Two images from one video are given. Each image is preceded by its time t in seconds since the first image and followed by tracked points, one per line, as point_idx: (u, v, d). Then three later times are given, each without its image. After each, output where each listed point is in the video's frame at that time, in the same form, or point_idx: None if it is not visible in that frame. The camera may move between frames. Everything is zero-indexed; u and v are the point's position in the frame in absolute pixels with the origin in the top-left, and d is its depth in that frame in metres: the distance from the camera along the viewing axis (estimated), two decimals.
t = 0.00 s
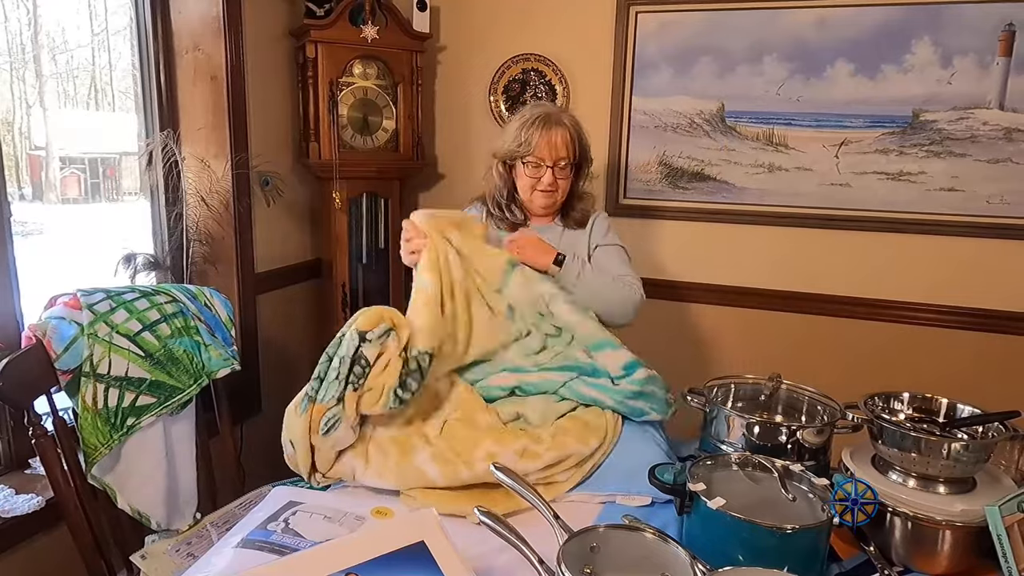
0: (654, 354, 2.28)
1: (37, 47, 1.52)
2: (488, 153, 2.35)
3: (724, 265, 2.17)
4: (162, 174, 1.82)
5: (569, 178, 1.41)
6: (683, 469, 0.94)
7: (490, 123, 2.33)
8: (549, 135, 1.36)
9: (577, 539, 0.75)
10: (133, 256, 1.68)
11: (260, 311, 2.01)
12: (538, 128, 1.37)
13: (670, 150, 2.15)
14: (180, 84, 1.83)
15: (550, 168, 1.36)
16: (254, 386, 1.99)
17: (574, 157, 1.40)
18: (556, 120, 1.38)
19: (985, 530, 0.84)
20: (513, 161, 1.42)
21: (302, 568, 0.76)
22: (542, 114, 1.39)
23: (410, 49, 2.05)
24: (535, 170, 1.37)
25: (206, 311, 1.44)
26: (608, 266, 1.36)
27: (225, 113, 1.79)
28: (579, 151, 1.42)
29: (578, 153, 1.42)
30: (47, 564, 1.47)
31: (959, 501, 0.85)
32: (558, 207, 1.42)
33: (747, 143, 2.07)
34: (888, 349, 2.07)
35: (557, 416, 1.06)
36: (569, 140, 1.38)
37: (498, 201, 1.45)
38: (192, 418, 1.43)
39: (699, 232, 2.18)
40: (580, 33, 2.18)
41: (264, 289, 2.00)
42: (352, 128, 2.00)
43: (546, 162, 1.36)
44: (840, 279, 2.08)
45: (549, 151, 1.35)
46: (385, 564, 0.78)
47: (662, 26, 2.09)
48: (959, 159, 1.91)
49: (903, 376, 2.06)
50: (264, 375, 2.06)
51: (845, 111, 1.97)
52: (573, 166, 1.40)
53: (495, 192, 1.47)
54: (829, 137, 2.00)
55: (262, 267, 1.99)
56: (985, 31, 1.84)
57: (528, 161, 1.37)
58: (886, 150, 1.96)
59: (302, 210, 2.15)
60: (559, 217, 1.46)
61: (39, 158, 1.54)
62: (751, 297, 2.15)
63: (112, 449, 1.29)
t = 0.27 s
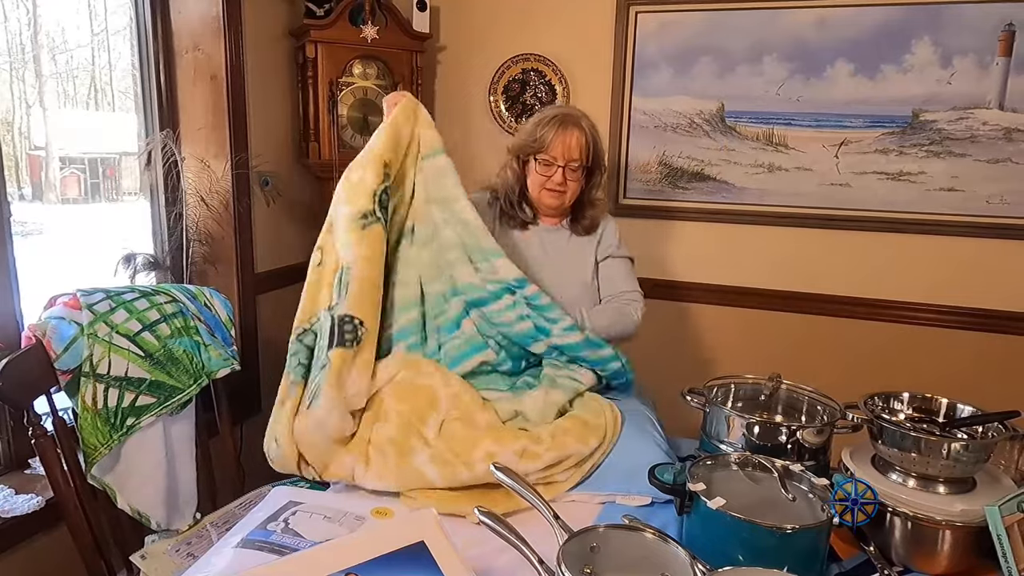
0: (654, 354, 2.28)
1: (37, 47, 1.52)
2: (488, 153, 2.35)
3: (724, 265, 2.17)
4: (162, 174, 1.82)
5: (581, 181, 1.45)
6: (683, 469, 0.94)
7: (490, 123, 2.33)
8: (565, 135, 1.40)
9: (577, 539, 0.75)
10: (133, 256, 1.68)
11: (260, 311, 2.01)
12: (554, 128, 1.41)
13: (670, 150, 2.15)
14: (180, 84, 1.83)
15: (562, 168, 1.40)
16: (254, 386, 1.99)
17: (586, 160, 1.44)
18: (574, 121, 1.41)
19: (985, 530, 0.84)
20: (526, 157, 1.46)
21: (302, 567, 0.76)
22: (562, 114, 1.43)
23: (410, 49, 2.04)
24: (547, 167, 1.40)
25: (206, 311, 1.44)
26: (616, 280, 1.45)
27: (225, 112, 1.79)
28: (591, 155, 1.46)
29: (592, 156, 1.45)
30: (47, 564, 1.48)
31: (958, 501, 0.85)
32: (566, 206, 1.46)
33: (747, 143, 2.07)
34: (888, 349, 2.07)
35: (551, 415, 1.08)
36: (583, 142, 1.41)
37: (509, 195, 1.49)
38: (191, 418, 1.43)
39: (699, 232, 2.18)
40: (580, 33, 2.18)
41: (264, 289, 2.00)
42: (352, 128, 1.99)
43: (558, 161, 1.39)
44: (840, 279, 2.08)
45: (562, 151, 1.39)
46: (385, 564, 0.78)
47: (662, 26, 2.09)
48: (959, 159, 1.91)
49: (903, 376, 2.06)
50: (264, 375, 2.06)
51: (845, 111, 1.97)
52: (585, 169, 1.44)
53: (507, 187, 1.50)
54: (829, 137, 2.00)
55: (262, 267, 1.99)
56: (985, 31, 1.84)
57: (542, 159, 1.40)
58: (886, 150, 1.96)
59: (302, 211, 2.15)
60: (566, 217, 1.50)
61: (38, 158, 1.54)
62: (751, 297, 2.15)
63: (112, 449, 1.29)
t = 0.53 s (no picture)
0: (654, 353, 2.29)
1: (37, 47, 1.52)
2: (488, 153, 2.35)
3: (724, 265, 2.17)
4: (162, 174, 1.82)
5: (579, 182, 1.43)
6: (683, 469, 0.94)
7: (490, 123, 2.33)
8: (563, 134, 1.38)
9: (577, 539, 0.75)
10: (133, 256, 1.68)
11: (260, 310, 2.01)
12: (553, 128, 1.39)
13: (670, 150, 2.15)
14: (180, 84, 1.83)
15: (558, 166, 1.38)
16: (253, 386, 1.99)
17: (585, 162, 1.42)
18: (575, 121, 1.40)
19: (985, 530, 0.84)
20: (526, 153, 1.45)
21: (302, 566, 0.76)
22: (563, 114, 1.41)
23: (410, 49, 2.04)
24: (543, 165, 1.39)
25: (206, 311, 1.44)
26: (592, 278, 1.37)
27: (225, 113, 1.79)
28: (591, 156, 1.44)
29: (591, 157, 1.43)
30: (47, 563, 1.48)
31: (959, 501, 0.85)
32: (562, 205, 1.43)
33: (747, 143, 2.07)
34: (889, 349, 2.06)
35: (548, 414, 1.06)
36: (581, 143, 1.40)
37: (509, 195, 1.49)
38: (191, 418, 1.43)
39: (699, 232, 2.18)
40: (580, 33, 2.18)
41: (264, 289, 2.00)
42: (352, 129, 1.99)
43: (555, 160, 1.38)
44: (840, 279, 2.08)
45: (559, 151, 1.38)
46: (386, 564, 0.78)
47: (662, 26, 2.09)
48: (959, 159, 1.91)
49: (903, 376, 2.06)
50: (264, 375, 2.06)
51: (845, 111, 1.97)
52: (583, 170, 1.42)
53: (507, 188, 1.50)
54: (829, 137, 2.00)
55: (262, 267, 1.99)
56: (985, 31, 1.84)
57: (538, 157, 1.39)
58: (886, 150, 1.96)
59: (302, 211, 2.15)
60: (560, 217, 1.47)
61: (39, 158, 1.54)
62: (751, 297, 2.15)
63: (112, 449, 1.29)
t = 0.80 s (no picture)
0: (654, 353, 2.29)
1: (37, 47, 1.52)
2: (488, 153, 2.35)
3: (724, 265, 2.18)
4: (162, 174, 1.82)
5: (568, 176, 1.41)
6: (683, 469, 0.94)
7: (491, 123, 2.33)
8: (547, 129, 1.36)
9: (577, 539, 0.75)
10: (133, 256, 1.68)
11: (260, 310, 2.01)
12: (538, 123, 1.37)
13: (670, 151, 2.15)
14: (181, 84, 1.83)
15: (543, 160, 1.36)
16: (253, 386, 1.99)
17: (573, 155, 1.40)
18: (560, 116, 1.38)
19: (986, 530, 0.84)
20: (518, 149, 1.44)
21: (302, 566, 0.76)
22: (549, 109, 1.39)
23: (410, 49, 2.04)
24: (530, 160, 1.38)
25: (206, 311, 1.44)
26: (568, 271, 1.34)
27: (225, 112, 1.79)
28: (580, 150, 1.41)
29: (579, 151, 1.41)
30: (48, 563, 1.48)
31: (959, 501, 0.85)
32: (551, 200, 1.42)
33: (747, 143, 2.07)
34: (888, 349, 2.06)
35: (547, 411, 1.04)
36: (568, 136, 1.37)
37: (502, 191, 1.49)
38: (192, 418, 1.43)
39: (698, 232, 2.18)
40: (580, 33, 2.18)
41: (264, 289, 2.00)
42: (352, 128, 1.99)
43: (540, 155, 1.36)
44: (839, 279, 2.08)
45: (544, 145, 1.36)
46: (386, 564, 0.78)
47: (663, 27, 2.09)
48: (959, 159, 1.91)
49: (903, 376, 2.06)
50: (264, 375, 2.06)
51: (845, 111, 1.97)
52: (571, 163, 1.39)
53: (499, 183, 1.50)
54: (829, 137, 2.00)
55: (262, 267, 1.99)
56: (985, 31, 1.84)
57: (525, 151, 1.38)
58: (886, 150, 1.96)
59: (302, 211, 2.15)
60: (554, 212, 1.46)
61: (39, 158, 1.54)
62: (751, 297, 2.15)
63: (112, 449, 1.29)
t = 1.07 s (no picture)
0: (654, 353, 2.28)
1: (37, 47, 1.52)
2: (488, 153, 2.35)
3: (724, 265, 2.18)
4: (162, 175, 1.82)
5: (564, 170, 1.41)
6: (683, 469, 0.94)
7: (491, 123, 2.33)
8: (540, 122, 1.37)
9: (576, 539, 0.75)
10: (133, 256, 1.68)
11: (260, 310, 2.01)
12: (532, 118, 1.39)
13: (670, 151, 2.15)
14: (180, 84, 1.83)
15: (538, 152, 1.37)
16: (253, 386, 1.99)
17: (568, 148, 1.40)
18: (552, 109, 1.39)
19: (985, 530, 0.84)
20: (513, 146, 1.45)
21: (303, 566, 0.77)
22: (541, 104, 1.41)
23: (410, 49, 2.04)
24: (525, 153, 1.38)
25: (206, 311, 1.44)
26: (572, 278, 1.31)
27: (225, 112, 1.79)
28: (575, 144, 1.42)
29: (575, 144, 1.41)
30: (48, 563, 1.48)
31: (959, 501, 0.85)
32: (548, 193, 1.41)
33: (747, 143, 2.07)
34: (887, 349, 2.07)
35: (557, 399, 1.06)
36: (562, 128, 1.38)
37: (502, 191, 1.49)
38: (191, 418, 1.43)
39: (698, 232, 2.18)
40: (580, 33, 2.18)
41: (264, 289, 2.00)
42: (352, 128, 1.99)
43: (535, 147, 1.37)
44: (839, 279, 2.08)
45: (538, 138, 1.37)
46: (386, 564, 0.78)
47: (662, 27, 2.09)
48: (959, 159, 1.91)
49: (903, 376, 2.06)
50: (264, 375, 2.06)
51: (845, 111, 1.97)
52: (567, 156, 1.40)
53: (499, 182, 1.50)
54: (829, 137, 2.00)
55: (261, 267, 1.99)
56: (985, 31, 1.84)
57: (520, 145, 1.39)
58: (886, 150, 1.96)
59: (302, 211, 2.15)
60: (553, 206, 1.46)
61: (39, 158, 1.54)
62: (750, 297, 2.15)
63: (112, 449, 1.29)
